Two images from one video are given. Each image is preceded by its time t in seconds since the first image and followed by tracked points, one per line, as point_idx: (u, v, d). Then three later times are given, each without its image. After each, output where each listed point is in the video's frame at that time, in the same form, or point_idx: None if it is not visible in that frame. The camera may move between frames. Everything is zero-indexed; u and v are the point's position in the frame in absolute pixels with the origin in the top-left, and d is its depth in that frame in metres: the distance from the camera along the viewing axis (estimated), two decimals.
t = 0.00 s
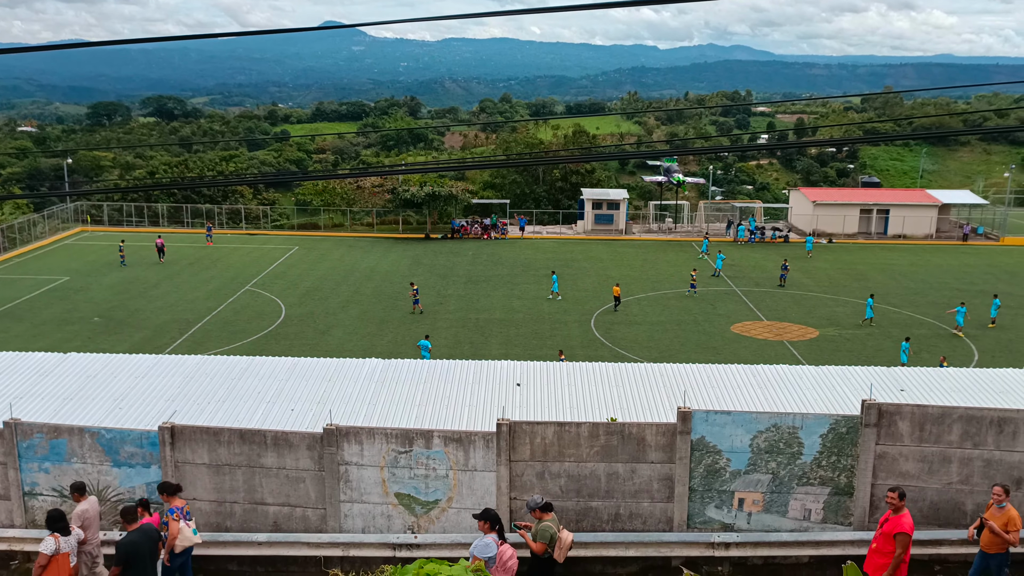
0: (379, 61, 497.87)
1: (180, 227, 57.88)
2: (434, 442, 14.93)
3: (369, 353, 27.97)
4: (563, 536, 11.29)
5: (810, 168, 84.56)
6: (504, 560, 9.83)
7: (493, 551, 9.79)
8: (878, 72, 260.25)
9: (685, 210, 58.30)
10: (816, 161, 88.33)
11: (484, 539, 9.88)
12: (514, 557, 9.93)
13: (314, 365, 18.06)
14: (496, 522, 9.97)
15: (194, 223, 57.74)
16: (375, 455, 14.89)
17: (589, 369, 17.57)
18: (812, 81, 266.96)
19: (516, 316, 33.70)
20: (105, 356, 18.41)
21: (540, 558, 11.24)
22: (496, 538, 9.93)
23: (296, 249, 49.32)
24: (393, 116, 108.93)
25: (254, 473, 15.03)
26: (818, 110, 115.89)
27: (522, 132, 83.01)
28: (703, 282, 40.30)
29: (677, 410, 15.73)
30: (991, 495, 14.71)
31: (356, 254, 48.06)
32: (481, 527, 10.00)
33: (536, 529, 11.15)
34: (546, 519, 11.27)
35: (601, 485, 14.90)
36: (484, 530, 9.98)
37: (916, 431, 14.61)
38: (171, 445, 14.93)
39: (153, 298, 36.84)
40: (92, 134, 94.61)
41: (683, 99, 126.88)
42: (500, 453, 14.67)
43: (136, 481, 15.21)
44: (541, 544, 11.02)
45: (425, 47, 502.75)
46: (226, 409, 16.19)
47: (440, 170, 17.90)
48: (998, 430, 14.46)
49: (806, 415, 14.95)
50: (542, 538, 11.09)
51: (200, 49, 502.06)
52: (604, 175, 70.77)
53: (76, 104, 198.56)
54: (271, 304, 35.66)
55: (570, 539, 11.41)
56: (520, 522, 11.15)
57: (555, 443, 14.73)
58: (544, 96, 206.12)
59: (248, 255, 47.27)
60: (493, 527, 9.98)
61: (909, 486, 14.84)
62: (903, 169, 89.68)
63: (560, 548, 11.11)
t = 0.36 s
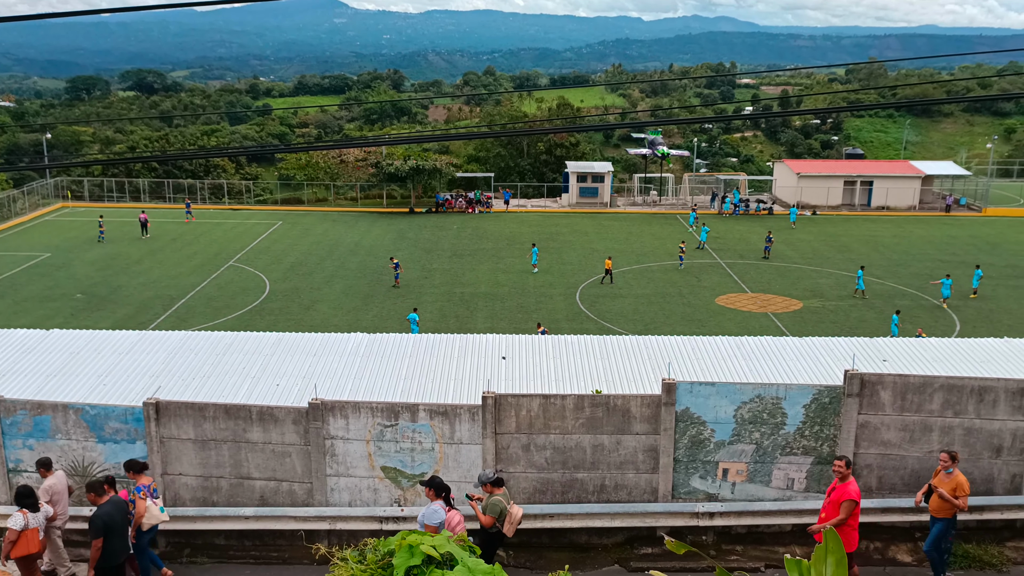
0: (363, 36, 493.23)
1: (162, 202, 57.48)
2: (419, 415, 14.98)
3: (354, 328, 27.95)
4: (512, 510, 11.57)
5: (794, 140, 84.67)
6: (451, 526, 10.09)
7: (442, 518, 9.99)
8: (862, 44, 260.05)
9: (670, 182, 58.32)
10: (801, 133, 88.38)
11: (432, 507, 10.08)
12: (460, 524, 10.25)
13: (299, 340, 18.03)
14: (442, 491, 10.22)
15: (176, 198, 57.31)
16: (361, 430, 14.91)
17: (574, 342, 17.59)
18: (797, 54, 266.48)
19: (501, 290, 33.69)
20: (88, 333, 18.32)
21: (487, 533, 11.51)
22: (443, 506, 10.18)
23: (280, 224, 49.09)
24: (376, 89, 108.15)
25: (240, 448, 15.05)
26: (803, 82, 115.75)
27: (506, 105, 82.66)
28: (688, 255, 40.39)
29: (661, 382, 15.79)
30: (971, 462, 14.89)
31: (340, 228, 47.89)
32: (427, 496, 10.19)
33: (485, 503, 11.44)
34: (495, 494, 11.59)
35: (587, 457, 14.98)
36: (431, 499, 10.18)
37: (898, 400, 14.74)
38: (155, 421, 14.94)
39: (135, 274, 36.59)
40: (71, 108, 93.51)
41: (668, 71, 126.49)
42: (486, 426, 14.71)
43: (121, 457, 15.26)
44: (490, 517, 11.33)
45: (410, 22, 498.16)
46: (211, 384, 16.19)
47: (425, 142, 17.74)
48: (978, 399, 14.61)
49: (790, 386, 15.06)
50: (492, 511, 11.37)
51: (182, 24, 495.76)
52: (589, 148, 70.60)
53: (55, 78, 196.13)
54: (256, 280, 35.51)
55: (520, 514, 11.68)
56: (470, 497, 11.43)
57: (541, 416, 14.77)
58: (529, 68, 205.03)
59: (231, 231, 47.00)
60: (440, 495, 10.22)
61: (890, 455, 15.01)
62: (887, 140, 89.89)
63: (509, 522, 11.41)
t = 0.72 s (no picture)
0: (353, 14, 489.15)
1: (149, 179, 57.14)
2: (410, 392, 14.97)
3: (344, 305, 27.89)
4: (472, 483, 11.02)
5: (784, 117, 84.62)
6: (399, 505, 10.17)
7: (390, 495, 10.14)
8: (853, 21, 259.43)
9: (660, 159, 58.28)
10: (791, 110, 88.29)
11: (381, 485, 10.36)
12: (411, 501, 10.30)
13: (288, 317, 17.98)
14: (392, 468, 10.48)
15: (164, 175, 56.97)
16: (351, 407, 14.92)
17: (564, 319, 17.59)
18: (788, 30, 265.75)
19: (491, 267, 33.67)
20: (76, 311, 18.25)
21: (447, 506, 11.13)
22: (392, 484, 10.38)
23: (269, 201, 48.87)
24: (364, 65, 107.45)
25: (230, 425, 15.05)
26: (794, 58, 115.51)
27: (496, 81, 82.27)
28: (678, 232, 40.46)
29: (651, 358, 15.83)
30: (957, 437, 14.97)
31: (329, 205, 47.72)
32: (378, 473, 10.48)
33: (443, 477, 11.09)
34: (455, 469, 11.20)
35: (576, 433, 15.05)
36: (381, 476, 10.47)
37: (885, 375, 14.83)
38: (145, 398, 14.94)
39: (123, 252, 36.38)
40: (55, 84, 92.52)
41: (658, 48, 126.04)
42: (476, 402, 14.72)
43: (111, 435, 15.29)
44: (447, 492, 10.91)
45: None
46: (201, 361, 16.18)
47: (414, 117, 17.58)
48: (964, 373, 14.70)
49: (778, 361, 15.12)
50: (448, 486, 10.93)
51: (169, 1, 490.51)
52: (578, 124, 70.41)
53: (39, 54, 193.94)
54: (245, 257, 35.37)
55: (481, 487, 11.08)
56: (426, 471, 11.08)
57: (530, 392, 14.79)
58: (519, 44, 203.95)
59: (220, 208, 46.78)
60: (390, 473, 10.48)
61: (877, 430, 15.10)
62: (877, 117, 90.05)
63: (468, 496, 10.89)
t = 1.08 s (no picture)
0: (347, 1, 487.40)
1: (142, 163, 56.99)
2: (404, 376, 14.97)
3: (338, 289, 27.88)
4: (430, 466, 10.73)
5: (779, 102, 84.67)
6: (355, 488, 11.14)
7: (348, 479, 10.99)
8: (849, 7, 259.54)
9: (654, 144, 58.29)
10: (786, 95, 88.29)
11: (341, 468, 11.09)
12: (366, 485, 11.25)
13: (282, 302, 17.95)
14: (351, 453, 11.14)
15: (157, 159, 56.84)
16: (345, 390, 14.92)
17: (558, 304, 17.62)
18: (784, 16, 265.49)
19: (486, 252, 33.66)
20: (69, 295, 18.23)
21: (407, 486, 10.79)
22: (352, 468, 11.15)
23: (262, 186, 48.77)
24: (358, 50, 107.16)
25: (224, 409, 15.04)
26: (789, 42, 115.42)
27: (491, 66, 82.18)
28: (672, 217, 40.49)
29: (644, 342, 15.86)
30: (949, 421, 15.06)
31: (324, 190, 47.63)
32: (337, 457, 11.15)
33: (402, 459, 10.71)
34: (415, 450, 10.89)
35: (570, 417, 15.06)
36: (339, 460, 11.13)
37: (877, 359, 14.89)
38: (138, 382, 14.93)
39: (116, 236, 36.28)
40: (48, 67, 92.14)
41: (654, 33, 125.88)
42: (470, 386, 14.73)
43: (104, 419, 15.28)
44: (406, 472, 10.54)
45: None
46: (195, 345, 16.17)
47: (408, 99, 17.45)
48: (956, 357, 14.76)
49: (772, 346, 15.16)
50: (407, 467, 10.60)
51: None
52: (573, 109, 70.36)
53: (31, 37, 192.94)
54: (238, 242, 35.30)
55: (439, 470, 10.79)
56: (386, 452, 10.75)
57: (524, 376, 14.80)
58: (514, 28, 203.50)
59: (214, 192, 46.69)
60: (348, 457, 11.14)
61: (869, 414, 15.17)
62: (871, 102, 90.23)
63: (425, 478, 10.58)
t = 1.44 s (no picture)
0: None
1: (131, 143, 56.64)
2: (394, 357, 14.96)
3: (329, 270, 27.82)
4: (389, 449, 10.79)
5: (771, 84, 84.60)
6: (316, 462, 11.35)
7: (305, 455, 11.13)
8: None
9: (646, 125, 58.24)
10: (778, 77, 88.21)
11: (296, 444, 11.18)
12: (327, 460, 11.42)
13: (272, 283, 17.87)
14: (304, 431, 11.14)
15: (145, 140, 56.52)
16: (335, 371, 14.91)
17: (548, 285, 17.59)
18: None
19: (477, 233, 33.61)
20: (57, 276, 18.11)
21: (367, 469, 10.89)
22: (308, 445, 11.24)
23: (252, 166, 48.51)
24: (348, 29, 106.53)
25: (214, 390, 15.00)
26: (780, 23, 115.12)
27: (481, 47, 81.78)
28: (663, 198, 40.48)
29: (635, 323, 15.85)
30: (937, 402, 15.14)
31: (314, 171, 47.45)
32: (292, 435, 11.14)
33: (364, 440, 10.81)
34: (376, 432, 10.94)
35: (560, 398, 15.05)
36: (296, 437, 11.16)
37: (866, 341, 14.93)
38: (128, 363, 14.87)
39: (105, 217, 36.08)
40: (35, 47, 91.31)
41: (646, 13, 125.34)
42: (460, 366, 14.70)
43: (94, 400, 15.26)
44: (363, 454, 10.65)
45: None
46: (185, 327, 16.12)
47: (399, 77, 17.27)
48: (944, 339, 14.81)
49: (762, 327, 15.17)
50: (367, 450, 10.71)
51: None
52: (564, 90, 70.14)
53: (16, 16, 190.72)
54: (228, 223, 35.14)
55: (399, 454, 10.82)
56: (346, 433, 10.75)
57: (515, 357, 14.76)
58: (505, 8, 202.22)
59: (203, 172, 46.44)
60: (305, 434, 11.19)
61: (858, 395, 15.22)
62: (863, 84, 90.11)
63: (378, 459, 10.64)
